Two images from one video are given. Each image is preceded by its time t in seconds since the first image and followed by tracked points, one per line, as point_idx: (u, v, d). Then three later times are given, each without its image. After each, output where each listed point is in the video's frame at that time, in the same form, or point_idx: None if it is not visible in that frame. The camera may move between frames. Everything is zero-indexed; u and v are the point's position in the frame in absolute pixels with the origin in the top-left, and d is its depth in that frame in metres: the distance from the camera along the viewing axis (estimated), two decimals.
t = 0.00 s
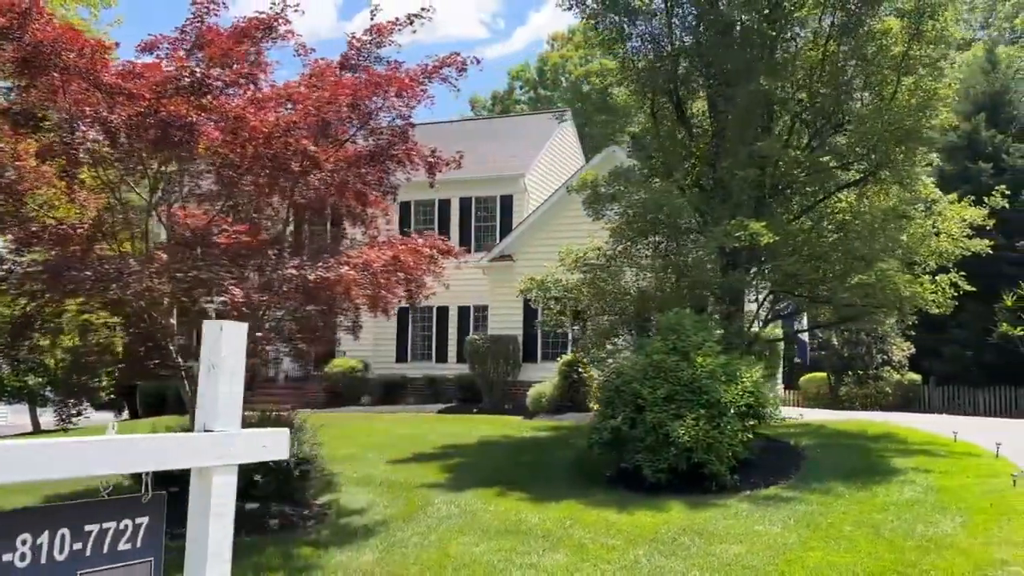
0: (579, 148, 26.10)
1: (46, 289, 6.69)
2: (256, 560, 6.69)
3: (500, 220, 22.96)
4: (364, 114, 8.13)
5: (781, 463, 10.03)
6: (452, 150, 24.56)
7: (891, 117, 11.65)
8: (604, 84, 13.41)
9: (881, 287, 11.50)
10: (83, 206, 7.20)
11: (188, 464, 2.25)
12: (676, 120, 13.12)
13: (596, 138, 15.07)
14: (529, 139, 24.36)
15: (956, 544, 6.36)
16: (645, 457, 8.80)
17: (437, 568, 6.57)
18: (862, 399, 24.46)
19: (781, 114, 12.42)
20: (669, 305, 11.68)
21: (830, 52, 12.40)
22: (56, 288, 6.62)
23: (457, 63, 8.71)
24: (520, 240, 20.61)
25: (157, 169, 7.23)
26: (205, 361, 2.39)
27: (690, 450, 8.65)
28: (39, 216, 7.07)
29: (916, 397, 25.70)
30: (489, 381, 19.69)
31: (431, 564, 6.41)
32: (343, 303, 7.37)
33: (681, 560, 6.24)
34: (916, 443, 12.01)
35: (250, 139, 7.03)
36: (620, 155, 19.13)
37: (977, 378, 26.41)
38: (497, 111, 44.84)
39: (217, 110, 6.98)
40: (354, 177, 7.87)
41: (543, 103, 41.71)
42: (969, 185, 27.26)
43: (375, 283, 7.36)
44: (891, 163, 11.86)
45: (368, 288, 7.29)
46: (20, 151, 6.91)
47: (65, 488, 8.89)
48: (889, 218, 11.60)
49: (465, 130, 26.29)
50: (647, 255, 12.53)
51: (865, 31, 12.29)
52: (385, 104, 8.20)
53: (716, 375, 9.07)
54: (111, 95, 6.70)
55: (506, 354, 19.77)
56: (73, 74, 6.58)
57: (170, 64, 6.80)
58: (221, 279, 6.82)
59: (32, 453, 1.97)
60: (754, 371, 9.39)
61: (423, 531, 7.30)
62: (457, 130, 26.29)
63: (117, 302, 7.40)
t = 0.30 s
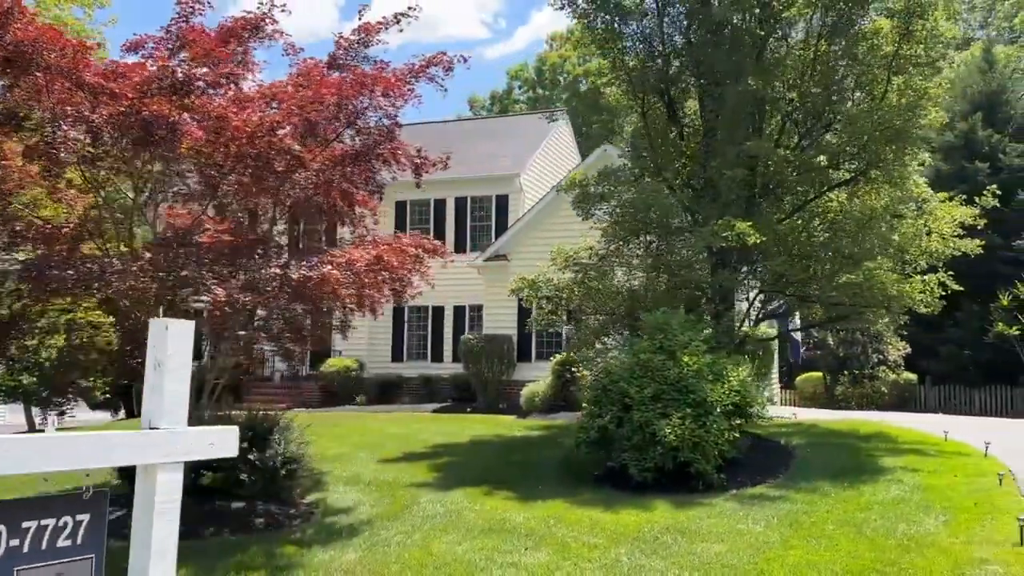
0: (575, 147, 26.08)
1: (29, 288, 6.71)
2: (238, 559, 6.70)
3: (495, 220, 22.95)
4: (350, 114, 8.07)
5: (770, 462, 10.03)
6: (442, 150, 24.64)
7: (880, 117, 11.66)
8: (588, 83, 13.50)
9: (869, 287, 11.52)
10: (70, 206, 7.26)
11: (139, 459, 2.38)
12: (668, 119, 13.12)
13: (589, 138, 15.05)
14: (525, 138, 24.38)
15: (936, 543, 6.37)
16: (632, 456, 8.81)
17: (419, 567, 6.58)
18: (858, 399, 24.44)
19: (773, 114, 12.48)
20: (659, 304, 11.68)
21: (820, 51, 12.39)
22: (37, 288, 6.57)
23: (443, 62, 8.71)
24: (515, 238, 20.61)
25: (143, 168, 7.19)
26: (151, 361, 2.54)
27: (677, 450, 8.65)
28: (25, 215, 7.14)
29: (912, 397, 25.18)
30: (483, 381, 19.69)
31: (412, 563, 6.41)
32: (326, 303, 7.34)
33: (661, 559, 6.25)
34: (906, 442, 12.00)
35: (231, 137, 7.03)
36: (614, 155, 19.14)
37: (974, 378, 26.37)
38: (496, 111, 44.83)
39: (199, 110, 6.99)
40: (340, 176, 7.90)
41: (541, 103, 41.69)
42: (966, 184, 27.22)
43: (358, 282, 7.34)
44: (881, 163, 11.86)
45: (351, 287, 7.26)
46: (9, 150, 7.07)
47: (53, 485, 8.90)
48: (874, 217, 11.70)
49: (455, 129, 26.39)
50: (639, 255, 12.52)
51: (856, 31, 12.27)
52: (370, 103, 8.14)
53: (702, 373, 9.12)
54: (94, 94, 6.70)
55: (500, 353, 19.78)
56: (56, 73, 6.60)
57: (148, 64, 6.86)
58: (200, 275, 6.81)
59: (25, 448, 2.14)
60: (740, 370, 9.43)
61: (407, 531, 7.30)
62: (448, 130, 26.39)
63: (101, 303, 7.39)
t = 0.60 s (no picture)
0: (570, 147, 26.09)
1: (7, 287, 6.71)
2: (216, 559, 6.70)
3: (489, 221, 22.93)
4: (333, 114, 8.07)
5: (757, 462, 10.01)
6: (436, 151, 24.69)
7: (868, 117, 11.67)
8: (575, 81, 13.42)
9: (856, 287, 11.54)
10: (53, 206, 7.27)
11: (72, 460, 2.42)
12: (658, 119, 13.11)
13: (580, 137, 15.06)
14: (519, 138, 24.42)
15: (913, 543, 6.38)
16: (615, 456, 8.80)
17: (396, 567, 6.57)
18: (853, 399, 24.43)
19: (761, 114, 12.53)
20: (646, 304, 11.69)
21: (809, 52, 12.40)
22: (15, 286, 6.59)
23: (427, 62, 8.73)
24: (508, 238, 20.63)
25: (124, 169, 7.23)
26: (86, 360, 2.57)
27: (660, 449, 8.66)
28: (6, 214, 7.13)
29: (906, 396, 25.08)
30: (476, 380, 19.69)
31: (390, 563, 6.42)
32: (306, 302, 7.28)
33: (638, 559, 6.25)
34: (896, 442, 11.97)
35: (208, 138, 7.04)
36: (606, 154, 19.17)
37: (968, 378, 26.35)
38: (493, 111, 44.85)
39: (177, 110, 6.99)
40: (321, 177, 7.90)
41: (539, 102, 41.69)
42: (961, 184, 27.21)
43: (338, 282, 7.25)
44: (868, 163, 11.87)
45: (331, 287, 7.16)
46: None
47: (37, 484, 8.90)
48: (859, 219, 11.75)
49: (448, 129, 26.46)
50: (628, 254, 12.52)
51: (845, 31, 12.27)
52: (353, 103, 8.14)
53: (686, 374, 9.13)
54: (73, 94, 6.71)
55: (492, 352, 19.77)
56: (33, 74, 6.59)
57: (127, 63, 6.98)
58: (176, 275, 6.82)
59: None
60: (725, 371, 9.45)
61: (387, 531, 7.30)
62: (441, 130, 26.47)
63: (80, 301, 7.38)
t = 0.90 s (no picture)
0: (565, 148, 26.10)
1: None
2: (196, 560, 6.71)
3: (483, 221, 22.93)
4: (316, 116, 8.04)
5: (743, 463, 10.01)
6: (430, 152, 24.74)
7: (856, 118, 11.68)
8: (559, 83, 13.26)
9: (843, 288, 11.55)
10: (36, 207, 7.31)
11: (16, 465, 2.65)
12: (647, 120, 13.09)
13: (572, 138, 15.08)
14: (514, 138, 24.47)
15: (890, 545, 6.38)
16: (599, 457, 8.81)
17: (375, 569, 6.58)
18: (848, 399, 24.45)
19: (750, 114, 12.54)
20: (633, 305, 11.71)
21: (797, 52, 12.41)
22: None
23: (411, 63, 8.73)
24: (501, 239, 20.66)
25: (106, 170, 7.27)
26: (27, 369, 2.79)
27: (644, 451, 8.68)
28: None
29: (900, 397, 24.89)
30: (468, 381, 19.69)
31: (369, 564, 6.43)
32: (288, 303, 7.27)
33: (615, 560, 6.26)
34: (884, 442, 11.98)
35: (188, 140, 7.02)
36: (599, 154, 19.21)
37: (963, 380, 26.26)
38: (491, 110, 44.84)
39: (157, 112, 7.01)
40: (305, 178, 7.89)
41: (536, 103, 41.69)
42: (956, 184, 27.21)
43: (319, 283, 7.25)
44: (856, 164, 11.88)
45: (311, 289, 7.16)
46: None
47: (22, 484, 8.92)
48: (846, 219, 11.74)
49: (442, 129, 26.49)
50: (617, 255, 12.53)
51: (834, 32, 12.28)
52: (335, 102, 8.11)
53: (670, 375, 9.14)
54: (50, 96, 6.71)
55: (485, 352, 19.77)
56: (11, 75, 6.62)
57: (108, 67, 6.99)
58: (153, 278, 6.80)
59: None
60: (710, 372, 9.46)
61: (368, 532, 7.31)
62: (434, 130, 26.52)
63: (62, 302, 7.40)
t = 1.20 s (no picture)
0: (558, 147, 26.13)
1: None
2: (176, 558, 6.73)
3: (477, 221, 22.93)
4: (301, 116, 8.06)
5: (729, 462, 10.00)
6: (425, 151, 24.77)
7: (844, 118, 11.69)
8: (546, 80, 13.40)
9: (831, 287, 11.56)
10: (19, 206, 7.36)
11: None
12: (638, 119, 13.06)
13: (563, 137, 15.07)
14: (508, 138, 24.48)
15: (868, 544, 6.39)
16: (584, 456, 8.83)
17: (354, 569, 6.58)
18: (842, 399, 24.46)
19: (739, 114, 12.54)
20: (620, 305, 11.73)
21: (786, 52, 12.42)
22: None
23: (395, 62, 8.74)
24: (494, 238, 20.69)
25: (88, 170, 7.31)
26: None
27: (628, 450, 8.69)
28: None
29: (895, 397, 24.84)
30: (461, 380, 19.69)
31: (349, 564, 6.44)
32: (270, 302, 7.25)
33: (594, 560, 6.28)
34: (873, 442, 11.98)
35: (168, 139, 7.09)
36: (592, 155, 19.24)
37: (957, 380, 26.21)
38: (488, 110, 44.76)
39: (137, 111, 7.05)
40: (289, 177, 7.91)
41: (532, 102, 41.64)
42: (950, 183, 27.21)
43: (299, 282, 7.23)
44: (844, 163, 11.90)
45: (292, 287, 7.15)
46: None
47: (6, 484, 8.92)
48: (833, 218, 11.73)
49: (435, 129, 26.53)
50: (607, 255, 12.52)
51: (823, 32, 12.29)
52: (319, 102, 8.12)
53: (655, 375, 9.15)
54: (30, 95, 6.76)
55: (477, 352, 19.77)
56: None
57: (85, 65, 7.01)
58: (130, 277, 6.82)
59: None
60: (694, 371, 9.48)
61: (350, 531, 7.33)
62: (427, 130, 26.55)
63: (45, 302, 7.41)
